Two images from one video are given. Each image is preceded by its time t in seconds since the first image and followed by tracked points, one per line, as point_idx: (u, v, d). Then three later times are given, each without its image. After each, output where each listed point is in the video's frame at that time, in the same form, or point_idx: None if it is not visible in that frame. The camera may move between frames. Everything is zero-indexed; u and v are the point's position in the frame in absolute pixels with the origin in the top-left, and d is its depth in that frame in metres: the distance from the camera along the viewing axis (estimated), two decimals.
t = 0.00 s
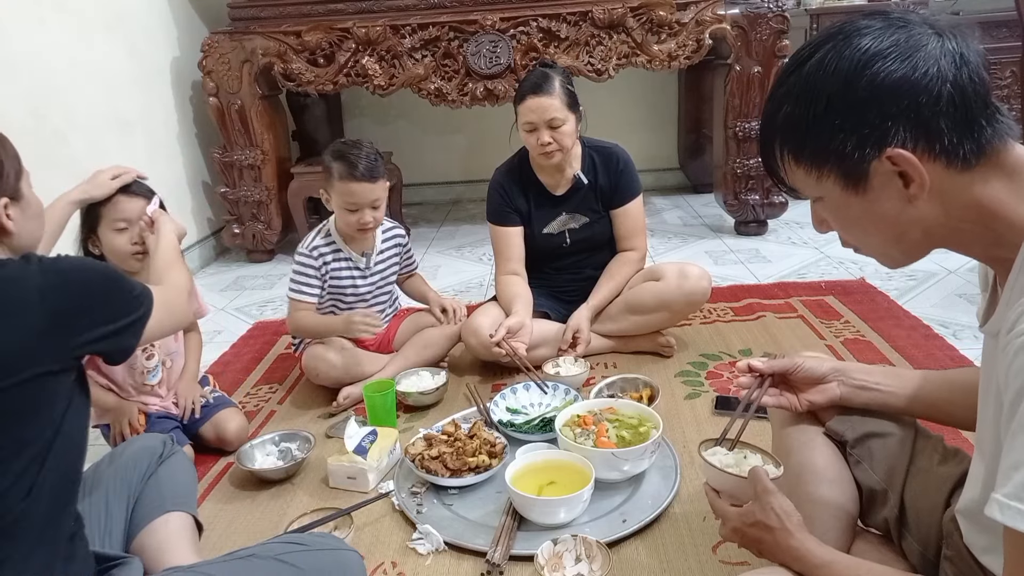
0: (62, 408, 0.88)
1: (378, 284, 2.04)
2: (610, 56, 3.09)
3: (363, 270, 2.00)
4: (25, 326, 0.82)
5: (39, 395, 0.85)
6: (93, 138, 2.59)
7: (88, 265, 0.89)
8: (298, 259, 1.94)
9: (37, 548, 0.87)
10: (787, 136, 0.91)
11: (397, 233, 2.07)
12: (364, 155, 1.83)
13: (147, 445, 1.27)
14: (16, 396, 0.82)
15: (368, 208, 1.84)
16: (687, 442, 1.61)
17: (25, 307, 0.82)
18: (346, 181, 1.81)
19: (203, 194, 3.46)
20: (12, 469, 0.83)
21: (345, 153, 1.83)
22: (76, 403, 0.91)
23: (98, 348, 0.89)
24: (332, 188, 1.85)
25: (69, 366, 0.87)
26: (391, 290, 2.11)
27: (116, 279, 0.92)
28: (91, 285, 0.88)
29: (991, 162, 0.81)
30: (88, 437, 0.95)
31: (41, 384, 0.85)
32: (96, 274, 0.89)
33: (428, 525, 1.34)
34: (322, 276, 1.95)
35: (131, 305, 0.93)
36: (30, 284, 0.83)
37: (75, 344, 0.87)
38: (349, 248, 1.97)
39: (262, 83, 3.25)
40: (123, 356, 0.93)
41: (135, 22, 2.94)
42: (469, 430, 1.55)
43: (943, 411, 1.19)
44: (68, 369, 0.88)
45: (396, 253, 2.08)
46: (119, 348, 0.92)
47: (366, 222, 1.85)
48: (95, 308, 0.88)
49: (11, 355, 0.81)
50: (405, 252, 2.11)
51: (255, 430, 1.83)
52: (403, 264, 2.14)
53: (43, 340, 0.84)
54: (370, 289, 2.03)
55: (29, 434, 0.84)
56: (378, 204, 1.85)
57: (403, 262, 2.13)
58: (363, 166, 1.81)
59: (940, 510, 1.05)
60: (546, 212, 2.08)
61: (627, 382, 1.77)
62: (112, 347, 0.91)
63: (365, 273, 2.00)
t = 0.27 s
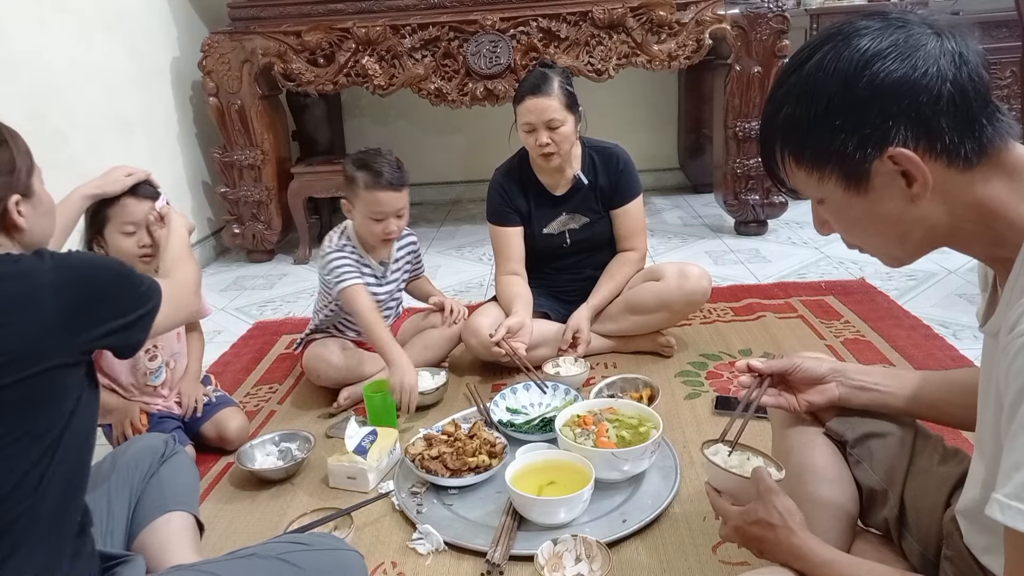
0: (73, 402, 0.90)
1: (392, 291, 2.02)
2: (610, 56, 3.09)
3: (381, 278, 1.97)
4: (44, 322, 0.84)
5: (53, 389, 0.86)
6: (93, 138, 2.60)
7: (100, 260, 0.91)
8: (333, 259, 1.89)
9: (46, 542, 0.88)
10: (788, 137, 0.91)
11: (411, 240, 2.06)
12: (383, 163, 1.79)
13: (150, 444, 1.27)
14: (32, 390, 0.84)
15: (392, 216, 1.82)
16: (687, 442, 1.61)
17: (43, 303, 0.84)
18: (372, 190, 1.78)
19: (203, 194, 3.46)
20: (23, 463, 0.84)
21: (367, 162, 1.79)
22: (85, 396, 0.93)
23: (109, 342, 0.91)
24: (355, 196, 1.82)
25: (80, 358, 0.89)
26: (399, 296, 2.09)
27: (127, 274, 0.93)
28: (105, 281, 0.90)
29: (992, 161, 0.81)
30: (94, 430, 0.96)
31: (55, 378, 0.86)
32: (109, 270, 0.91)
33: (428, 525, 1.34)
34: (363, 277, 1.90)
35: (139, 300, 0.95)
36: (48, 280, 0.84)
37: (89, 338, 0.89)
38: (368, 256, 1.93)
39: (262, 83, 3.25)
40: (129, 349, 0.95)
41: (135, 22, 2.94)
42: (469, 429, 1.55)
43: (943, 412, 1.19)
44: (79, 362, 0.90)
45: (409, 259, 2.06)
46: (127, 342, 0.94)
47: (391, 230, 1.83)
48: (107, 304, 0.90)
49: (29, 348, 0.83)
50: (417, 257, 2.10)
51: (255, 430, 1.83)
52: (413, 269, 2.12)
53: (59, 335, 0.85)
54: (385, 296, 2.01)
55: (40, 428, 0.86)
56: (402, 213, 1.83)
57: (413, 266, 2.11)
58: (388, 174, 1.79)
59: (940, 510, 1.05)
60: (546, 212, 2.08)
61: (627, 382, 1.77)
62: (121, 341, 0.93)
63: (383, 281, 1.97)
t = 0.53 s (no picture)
0: (80, 399, 0.90)
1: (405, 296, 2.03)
2: (610, 56, 3.09)
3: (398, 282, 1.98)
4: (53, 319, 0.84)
5: (62, 385, 0.87)
6: (93, 138, 2.59)
7: (107, 255, 0.91)
8: (364, 267, 1.84)
9: (54, 540, 0.88)
10: (785, 140, 0.91)
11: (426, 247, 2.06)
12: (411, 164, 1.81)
13: (151, 444, 1.27)
14: (42, 387, 0.84)
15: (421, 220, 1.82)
16: (687, 443, 1.61)
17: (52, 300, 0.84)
18: (406, 191, 1.78)
19: (203, 194, 3.46)
20: (30, 459, 0.84)
21: (398, 164, 1.81)
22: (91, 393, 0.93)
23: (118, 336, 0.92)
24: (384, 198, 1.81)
25: (90, 354, 0.90)
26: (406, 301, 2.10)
27: (134, 268, 0.93)
28: (112, 276, 0.90)
29: (989, 162, 0.81)
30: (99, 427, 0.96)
31: (65, 374, 0.87)
32: (116, 265, 0.91)
33: (428, 525, 1.34)
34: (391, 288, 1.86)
35: (146, 293, 0.95)
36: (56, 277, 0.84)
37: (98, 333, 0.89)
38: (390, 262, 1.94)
39: (262, 83, 3.25)
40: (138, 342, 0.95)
41: (135, 22, 2.94)
42: (469, 430, 1.55)
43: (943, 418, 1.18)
44: (88, 358, 0.90)
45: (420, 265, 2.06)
46: (135, 335, 0.94)
47: (419, 235, 1.83)
48: (115, 298, 0.90)
49: (39, 346, 0.83)
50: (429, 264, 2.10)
51: (255, 430, 1.83)
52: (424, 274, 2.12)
53: (69, 331, 0.85)
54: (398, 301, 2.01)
55: (48, 426, 0.86)
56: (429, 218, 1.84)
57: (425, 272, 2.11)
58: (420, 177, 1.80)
59: (940, 510, 1.05)
60: (546, 212, 2.08)
61: (627, 382, 1.77)
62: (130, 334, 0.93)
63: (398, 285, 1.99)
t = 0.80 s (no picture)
0: (81, 397, 0.90)
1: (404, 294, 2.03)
2: (610, 56, 3.09)
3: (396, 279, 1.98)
4: (56, 318, 0.84)
5: (64, 384, 0.87)
6: (93, 138, 2.59)
7: (107, 253, 0.91)
8: (362, 261, 1.84)
9: (56, 539, 0.88)
10: (785, 142, 0.91)
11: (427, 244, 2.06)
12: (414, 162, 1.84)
13: (151, 444, 1.27)
14: (45, 387, 0.84)
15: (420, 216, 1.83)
16: (687, 442, 1.61)
17: (54, 300, 0.84)
18: (406, 185, 1.79)
19: (203, 194, 3.46)
20: (31, 457, 0.85)
21: (400, 159, 1.83)
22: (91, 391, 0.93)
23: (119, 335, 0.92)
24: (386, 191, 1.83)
25: (91, 352, 0.90)
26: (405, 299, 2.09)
27: (134, 266, 0.94)
28: (113, 275, 0.90)
29: (989, 163, 0.81)
30: (99, 426, 0.97)
31: (67, 373, 0.87)
32: (117, 263, 0.91)
33: (428, 525, 1.34)
34: (388, 282, 1.85)
35: (145, 291, 0.95)
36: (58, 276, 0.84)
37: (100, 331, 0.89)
38: (389, 258, 1.94)
39: (262, 83, 3.24)
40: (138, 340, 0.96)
41: (135, 22, 2.94)
42: (469, 430, 1.55)
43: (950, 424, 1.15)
44: (89, 356, 0.90)
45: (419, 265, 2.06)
46: (134, 332, 0.94)
47: (417, 230, 1.83)
48: (116, 296, 0.90)
49: (42, 345, 0.83)
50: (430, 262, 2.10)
51: (255, 430, 1.83)
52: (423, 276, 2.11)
53: (71, 330, 0.85)
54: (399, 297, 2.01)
55: (50, 426, 0.86)
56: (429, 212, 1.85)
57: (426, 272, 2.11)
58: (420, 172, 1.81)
59: (941, 510, 1.05)
60: (546, 212, 2.08)
61: (627, 382, 1.77)
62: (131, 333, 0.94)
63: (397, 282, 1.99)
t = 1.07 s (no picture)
0: (79, 397, 0.90)
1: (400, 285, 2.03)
2: (610, 56, 3.09)
3: (391, 267, 1.99)
4: (54, 317, 0.84)
5: (63, 384, 0.87)
6: (93, 138, 2.59)
7: (105, 253, 0.91)
8: (353, 246, 1.88)
9: (56, 538, 0.88)
10: (787, 141, 0.90)
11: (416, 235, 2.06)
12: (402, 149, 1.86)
13: (152, 443, 1.27)
14: (44, 386, 0.84)
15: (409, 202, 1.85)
16: (687, 443, 1.61)
17: (53, 299, 0.84)
18: (393, 172, 1.83)
19: (203, 194, 3.46)
20: (31, 457, 0.85)
21: (388, 148, 1.86)
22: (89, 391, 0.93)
23: (117, 334, 0.92)
24: (374, 179, 1.86)
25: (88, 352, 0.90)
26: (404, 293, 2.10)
27: (131, 265, 0.94)
28: (110, 274, 0.90)
29: (992, 163, 0.81)
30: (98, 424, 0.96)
31: (66, 372, 0.87)
32: (114, 263, 0.91)
33: (428, 525, 1.34)
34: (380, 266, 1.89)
35: (143, 291, 0.95)
36: (56, 275, 0.84)
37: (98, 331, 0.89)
38: (382, 245, 1.96)
39: (262, 83, 3.24)
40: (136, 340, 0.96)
41: (135, 22, 2.94)
42: (469, 430, 1.55)
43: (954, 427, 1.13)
44: (87, 356, 0.90)
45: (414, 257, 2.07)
46: (132, 333, 0.94)
47: (405, 216, 1.85)
48: (114, 296, 0.90)
49: (41, 344, 0.83)
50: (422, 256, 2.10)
51: (255, 430, 1.83)
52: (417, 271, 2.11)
53: (70, 329, 0.85)
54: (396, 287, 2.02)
55: (49, 425, 0.86)
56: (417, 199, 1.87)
57: (419, 267, 2.11)
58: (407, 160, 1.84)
59: (941, 511, 1.05)
60: (546, 212, 2.08)
61: (627, 382, 1.77)
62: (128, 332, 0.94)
63: (393, 271, 1.99)
